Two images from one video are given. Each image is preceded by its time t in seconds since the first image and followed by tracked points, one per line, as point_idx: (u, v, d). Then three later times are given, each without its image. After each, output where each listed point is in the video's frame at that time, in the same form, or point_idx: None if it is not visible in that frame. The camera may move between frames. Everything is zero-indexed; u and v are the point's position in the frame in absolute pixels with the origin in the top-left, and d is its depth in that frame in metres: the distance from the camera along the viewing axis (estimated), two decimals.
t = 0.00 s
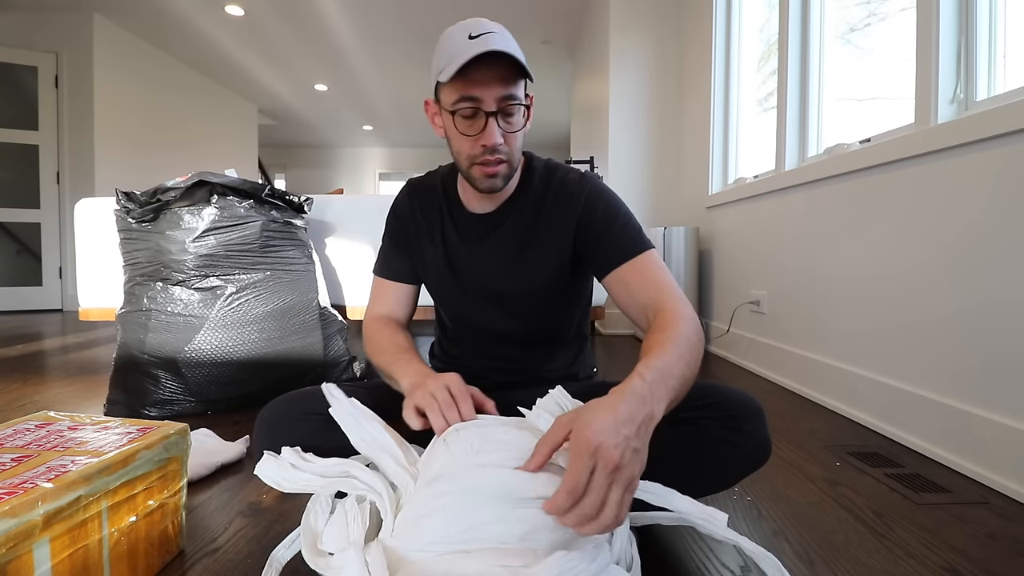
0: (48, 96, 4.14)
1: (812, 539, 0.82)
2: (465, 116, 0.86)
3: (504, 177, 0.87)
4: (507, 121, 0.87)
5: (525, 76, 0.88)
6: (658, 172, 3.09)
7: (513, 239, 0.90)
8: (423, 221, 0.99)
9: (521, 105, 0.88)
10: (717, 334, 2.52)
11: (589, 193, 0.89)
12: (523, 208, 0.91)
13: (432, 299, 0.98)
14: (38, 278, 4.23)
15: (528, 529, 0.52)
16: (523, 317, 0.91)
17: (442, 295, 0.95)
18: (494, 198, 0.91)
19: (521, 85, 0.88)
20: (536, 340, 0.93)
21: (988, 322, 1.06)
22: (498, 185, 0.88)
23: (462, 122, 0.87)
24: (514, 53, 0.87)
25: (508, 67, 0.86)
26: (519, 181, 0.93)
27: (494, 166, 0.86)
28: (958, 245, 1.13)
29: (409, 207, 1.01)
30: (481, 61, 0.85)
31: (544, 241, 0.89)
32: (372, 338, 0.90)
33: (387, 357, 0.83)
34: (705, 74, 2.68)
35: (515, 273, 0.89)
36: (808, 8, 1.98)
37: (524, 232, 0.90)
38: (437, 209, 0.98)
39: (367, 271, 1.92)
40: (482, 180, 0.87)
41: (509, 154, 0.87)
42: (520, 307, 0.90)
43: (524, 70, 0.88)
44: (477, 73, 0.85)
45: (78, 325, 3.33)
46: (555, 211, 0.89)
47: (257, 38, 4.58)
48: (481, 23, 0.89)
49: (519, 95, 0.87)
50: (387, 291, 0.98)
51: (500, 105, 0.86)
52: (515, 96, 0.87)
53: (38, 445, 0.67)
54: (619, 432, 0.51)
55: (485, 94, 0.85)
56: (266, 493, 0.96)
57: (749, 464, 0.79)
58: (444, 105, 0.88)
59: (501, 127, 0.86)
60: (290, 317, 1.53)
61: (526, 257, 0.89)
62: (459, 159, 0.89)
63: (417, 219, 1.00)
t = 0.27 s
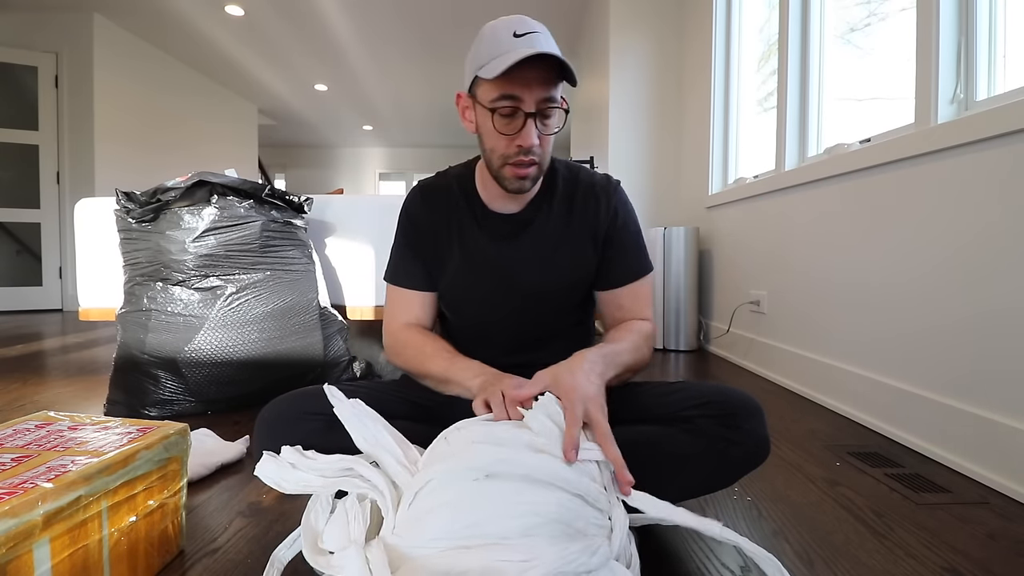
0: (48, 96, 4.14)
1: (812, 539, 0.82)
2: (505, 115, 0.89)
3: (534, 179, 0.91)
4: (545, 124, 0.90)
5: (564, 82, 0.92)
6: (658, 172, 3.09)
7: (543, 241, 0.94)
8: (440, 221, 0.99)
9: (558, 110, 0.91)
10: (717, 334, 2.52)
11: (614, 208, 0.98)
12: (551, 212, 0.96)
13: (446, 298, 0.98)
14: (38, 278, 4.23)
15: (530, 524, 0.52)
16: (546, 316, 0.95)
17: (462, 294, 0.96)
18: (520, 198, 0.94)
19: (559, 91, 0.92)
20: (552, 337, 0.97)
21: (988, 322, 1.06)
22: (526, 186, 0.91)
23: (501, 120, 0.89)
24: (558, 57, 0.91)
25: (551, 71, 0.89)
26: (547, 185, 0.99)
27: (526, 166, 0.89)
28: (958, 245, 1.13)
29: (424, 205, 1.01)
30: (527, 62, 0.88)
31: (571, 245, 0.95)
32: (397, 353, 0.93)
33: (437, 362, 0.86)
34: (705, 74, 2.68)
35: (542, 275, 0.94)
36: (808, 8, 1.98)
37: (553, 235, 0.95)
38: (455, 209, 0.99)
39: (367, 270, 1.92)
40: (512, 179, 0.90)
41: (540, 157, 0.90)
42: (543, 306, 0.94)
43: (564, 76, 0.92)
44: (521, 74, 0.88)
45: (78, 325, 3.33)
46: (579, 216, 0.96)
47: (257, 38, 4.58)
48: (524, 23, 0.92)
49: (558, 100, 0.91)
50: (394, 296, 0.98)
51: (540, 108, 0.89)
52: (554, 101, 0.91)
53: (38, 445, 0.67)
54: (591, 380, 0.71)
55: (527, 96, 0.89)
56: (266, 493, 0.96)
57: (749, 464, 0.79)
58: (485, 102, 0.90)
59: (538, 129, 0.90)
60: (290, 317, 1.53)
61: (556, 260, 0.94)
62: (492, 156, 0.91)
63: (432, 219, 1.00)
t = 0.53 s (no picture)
0: (48, 96, 4.14)
1: (812, 539, 0.82)
2: (542, 118, 0.88)
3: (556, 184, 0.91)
4: (577, 134, 0.90)
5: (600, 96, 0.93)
6: (658, 172, 3.10)
7: (554, 245, 0.96)
8: (450, 220, 0.98)
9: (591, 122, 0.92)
10: (717, 334, 2.52)
11: (618, 217, 1.01)
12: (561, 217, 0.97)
13: (449, 296, 0.98)
14: (38, 278, 4.23)
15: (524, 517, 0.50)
16: (554, 318, 0.98)
17: (469, 293, 0.96)
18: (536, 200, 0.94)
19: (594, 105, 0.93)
20: (557, 335, 1.01)
21: (987, 322, 1.06)
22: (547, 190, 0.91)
23: (536, 122, 0.89)
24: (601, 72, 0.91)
25: (593, 82, 0.90)
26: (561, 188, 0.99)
27: (553, 171, 0.89)
28: (958, 245, 1.13)
29: (432, 200, 0.99)
30: (573, 70, 0.88)
31: (578, 251, 0.97)
32: (387, 345, 0.90)
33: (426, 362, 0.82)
34: (705, 74, 2.69)
35: (551, 278, 0.96)
36: (808, 8, 1.98)
37: (563, 241, 0.97)
38: (464, 207, 0.98)
39: (367, 270, 1.92)
40: (536, 181, 0.89)
41: (566, 165, 0.90)
42: (553, 308, 0.97)
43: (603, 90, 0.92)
44: (567, 81, 0.88)
45: (78, 325, 3.33)
46: (588, 223, 0.99)
47: (257, 38, 4.58)
48: (571, 31, 0.92)
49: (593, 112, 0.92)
50: (389, 290, 0.96)
51: (577, 117, 0.89)
52: (589, 112, 0.91)
53: (38, 445, 0.67)
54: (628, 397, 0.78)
55: (568, 104, 0.89)
56: (266, 493, 0.96)
57: (747, 462, 0.80)
58: (524, 101, 0.89)
59: (571, 137, 0.90)
60: (290, 317, 1.53)
61: (565, 265, 0.96)
62: (519, 154, 0.90)
63: (441, 216, 0.98)
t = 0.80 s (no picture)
0: (48, 96, 4.14)
1: (812, 539, 0.82)
2: (547, 116, 0.88)
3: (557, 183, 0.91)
4: (580, 133, 0.91)
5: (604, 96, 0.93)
6: (658, 171, 3.10)
7: (554, 244, 0.96)
8: (451, 220, 0.98)
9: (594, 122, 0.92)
10: (717, 334, 2.52)
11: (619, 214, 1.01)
12: (562, 216, 0.98)
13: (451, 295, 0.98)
14: (38, 278, 4.23)
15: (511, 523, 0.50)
16: (555, 316, 0.97)
17: (471, 291, 0.96)
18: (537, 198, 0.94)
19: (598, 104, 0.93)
20: (557, 337, 1.00)
21: (987, 322, 1.06)
22: (548, 189, 0.91)
23: (540, 120, 0.89)
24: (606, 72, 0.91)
25: (597, 81, 0.90)
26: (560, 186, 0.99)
27: (555, 170, 0.89)
28: (957, 245, 1.13)
29: (435, 200, 1.00)
30: (578, 69, 0.88)
31: (579, 249, 0.97)
32: (386, 342, 0.89)
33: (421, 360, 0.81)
34: (705, 74, 2.69)
35: (552, 276, 0.95)
36: (808, 8, 1.98)
37: (564, 239, 0.97)
38: (466, 206, 0.99)
39: (367, 270, 1.92)
40: (538, 179, 0.90)
41: (569, 164, 0.91)
42: (553, 309, 0.96)
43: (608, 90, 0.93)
44: (571, 79, 0.88)
45: (78, 325, 3.33)
46: (589, 220, 0.98)
47: (257, 38, 4.58)
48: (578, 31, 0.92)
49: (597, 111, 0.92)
50: (391, 287, 0.96)
51: (581, 116, 0.90)
52: (593, 112, 0.91)
53: (39, 445, 0.67)
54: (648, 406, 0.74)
55: (573, 102, 0.89)
56: (266, 493, 0.96)
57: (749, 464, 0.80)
58: (529, 99, 0.89)
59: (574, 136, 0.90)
60: (291, 317, 1.53)
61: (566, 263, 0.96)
62: (522, 152, 0.91)
63: (443, 217, 0.98)
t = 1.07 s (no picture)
0: (48, 96, 4.14)
1: (812, 539, 0.82)
2: (586, 128, 0.89)
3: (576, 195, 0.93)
4: (611, 153, 0.93)
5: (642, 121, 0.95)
6: (658, 171, 3.10)
7: (564, 247, 0.96)
8: (461, 218, 0.98)
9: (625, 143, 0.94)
10: (717, 334, 2.52)
11: (630, 225, 1.02)
12: (574, 220, 0.98)
13: (454, 293, 0.98)
14: (38, 278, 4.23)
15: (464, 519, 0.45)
16: (561, 320, 0.98)
17: (476, 290, 0.96)
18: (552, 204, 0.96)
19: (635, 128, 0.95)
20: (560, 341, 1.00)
21: (987, 322, 1.06)
22: (565, 198, 0.93)
23: (579, 130, 0.90)
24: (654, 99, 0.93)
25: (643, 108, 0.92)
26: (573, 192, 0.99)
27: (578, 182, 0.91)
28: (957, 246, 1.13)
29: (445, 198, 0.99)
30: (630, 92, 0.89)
31: (589, 255, 0.97)
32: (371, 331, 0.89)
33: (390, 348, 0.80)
34: (706, 74, 2.69)
35: (560, 279, 0.96)
36: (808, 8, 1.98)
37: (574, 243, 0.97)
38: (475, 204, 0.98)
39: (367, 270, 1.92)
40: (559, 187, 0.91)
41: (593, 180, 0.93)
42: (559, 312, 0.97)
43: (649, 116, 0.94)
44: (620, 100, 0.89)
45: (78, 325, 3.33)
46: (601, 227, 0.99)
47: (257, 38, 4.58)
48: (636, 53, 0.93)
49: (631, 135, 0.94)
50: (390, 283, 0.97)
51: (617, 136, 0.91)
52: (628, 134, 0.93)
53: (38, 445, 0.67)
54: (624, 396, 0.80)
55: (615, 121, 0.90)
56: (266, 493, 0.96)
57: (750, 469, 0.79)
58: (574, 106, 0.89)
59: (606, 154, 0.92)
60: (291, 317, 1.53)
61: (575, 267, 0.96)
62: (551, 157, 0.91)
63: (452, 214, 0.98)
